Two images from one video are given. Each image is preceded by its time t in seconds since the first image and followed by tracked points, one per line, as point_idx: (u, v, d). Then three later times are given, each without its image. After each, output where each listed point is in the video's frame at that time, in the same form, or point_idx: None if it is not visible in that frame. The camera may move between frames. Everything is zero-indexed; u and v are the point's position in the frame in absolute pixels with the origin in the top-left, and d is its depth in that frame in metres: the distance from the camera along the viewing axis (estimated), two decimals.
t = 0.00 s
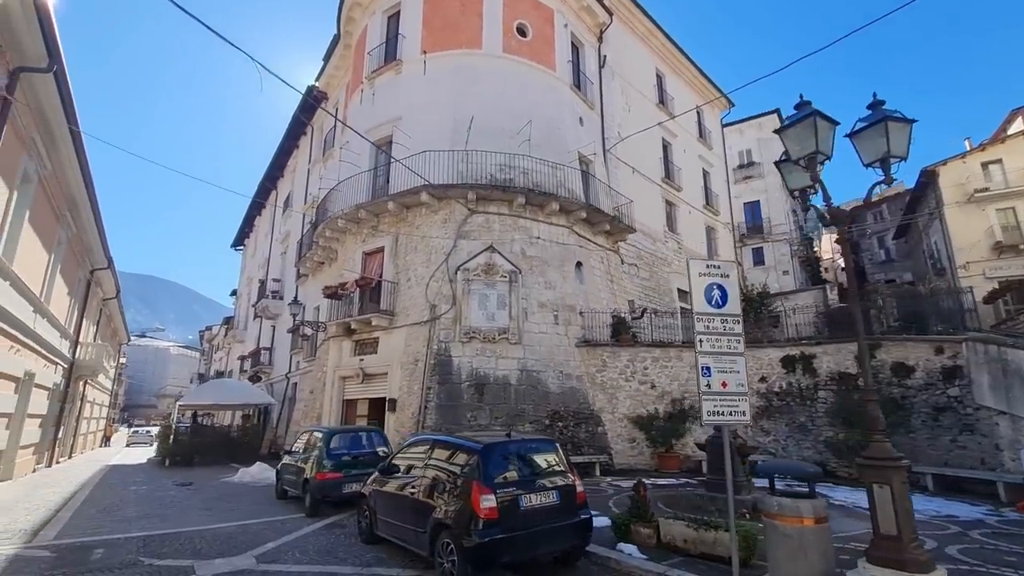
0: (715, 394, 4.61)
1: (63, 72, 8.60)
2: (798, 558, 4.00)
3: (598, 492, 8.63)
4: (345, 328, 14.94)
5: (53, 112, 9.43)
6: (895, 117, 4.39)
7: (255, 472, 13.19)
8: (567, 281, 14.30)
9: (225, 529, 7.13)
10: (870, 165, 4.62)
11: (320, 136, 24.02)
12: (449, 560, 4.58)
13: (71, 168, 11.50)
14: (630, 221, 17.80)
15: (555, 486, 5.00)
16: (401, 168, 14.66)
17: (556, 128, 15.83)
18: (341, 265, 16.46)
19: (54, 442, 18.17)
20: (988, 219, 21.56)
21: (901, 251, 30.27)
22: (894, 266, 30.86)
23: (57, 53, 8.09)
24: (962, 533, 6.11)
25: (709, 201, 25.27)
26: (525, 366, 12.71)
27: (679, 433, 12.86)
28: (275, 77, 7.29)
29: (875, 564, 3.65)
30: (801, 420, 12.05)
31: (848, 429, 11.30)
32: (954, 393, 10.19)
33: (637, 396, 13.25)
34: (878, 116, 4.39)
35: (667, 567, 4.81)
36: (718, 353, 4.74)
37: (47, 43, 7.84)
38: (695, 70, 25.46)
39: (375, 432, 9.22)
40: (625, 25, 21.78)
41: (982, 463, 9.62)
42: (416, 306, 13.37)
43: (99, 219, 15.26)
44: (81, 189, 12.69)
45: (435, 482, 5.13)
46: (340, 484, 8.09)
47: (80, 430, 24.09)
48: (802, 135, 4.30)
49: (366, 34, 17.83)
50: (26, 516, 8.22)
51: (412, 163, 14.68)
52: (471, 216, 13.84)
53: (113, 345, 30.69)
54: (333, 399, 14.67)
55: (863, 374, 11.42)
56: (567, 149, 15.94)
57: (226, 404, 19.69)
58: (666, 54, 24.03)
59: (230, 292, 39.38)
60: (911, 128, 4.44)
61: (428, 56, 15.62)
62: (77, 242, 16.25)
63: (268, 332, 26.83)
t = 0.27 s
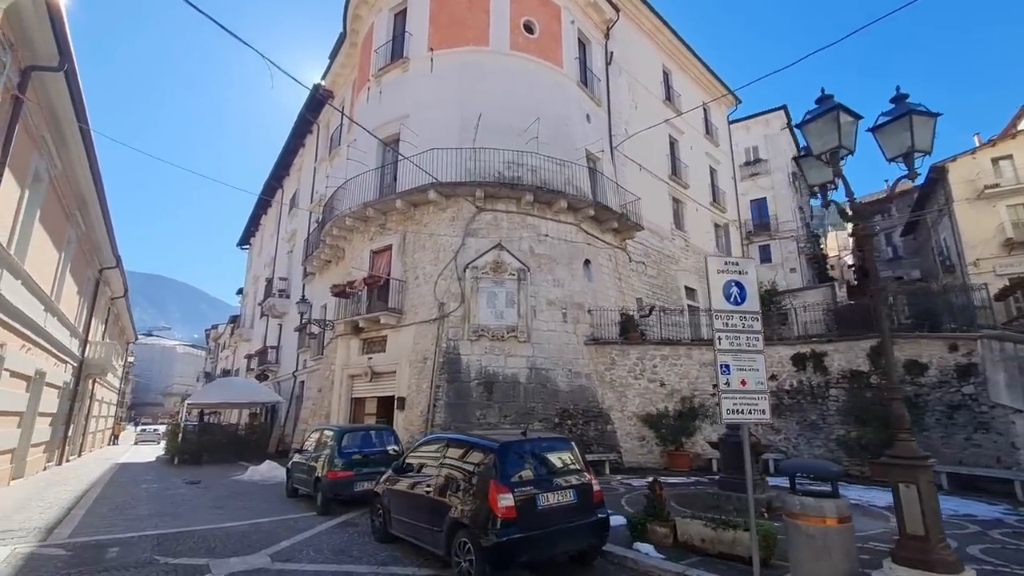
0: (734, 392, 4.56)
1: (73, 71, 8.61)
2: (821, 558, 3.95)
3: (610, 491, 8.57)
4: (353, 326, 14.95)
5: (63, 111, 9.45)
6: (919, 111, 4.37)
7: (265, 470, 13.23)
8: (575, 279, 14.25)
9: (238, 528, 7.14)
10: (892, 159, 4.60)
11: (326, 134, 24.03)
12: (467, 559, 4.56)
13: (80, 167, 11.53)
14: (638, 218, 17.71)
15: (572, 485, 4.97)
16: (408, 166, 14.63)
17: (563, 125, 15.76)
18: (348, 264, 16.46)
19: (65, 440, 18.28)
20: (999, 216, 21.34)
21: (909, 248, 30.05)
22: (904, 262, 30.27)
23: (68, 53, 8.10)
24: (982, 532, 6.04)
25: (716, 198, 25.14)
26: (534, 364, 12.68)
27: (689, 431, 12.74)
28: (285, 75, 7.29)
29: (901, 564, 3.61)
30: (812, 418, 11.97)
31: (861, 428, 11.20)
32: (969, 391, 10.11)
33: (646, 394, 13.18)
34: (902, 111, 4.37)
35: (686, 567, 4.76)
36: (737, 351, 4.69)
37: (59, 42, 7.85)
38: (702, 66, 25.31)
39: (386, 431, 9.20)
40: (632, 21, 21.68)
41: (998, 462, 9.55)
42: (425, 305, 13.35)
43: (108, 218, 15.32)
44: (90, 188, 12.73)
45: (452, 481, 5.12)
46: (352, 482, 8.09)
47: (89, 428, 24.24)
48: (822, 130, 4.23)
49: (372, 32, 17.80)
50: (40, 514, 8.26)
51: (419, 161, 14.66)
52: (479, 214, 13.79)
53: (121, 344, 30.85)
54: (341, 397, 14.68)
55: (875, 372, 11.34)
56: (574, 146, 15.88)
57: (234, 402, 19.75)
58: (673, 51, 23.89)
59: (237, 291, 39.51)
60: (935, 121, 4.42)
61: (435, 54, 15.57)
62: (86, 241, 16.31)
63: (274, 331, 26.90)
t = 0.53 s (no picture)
0: (755, 387, 4.49)
1: (81, 68, 8.58)
2: (847, 557, 3.87)
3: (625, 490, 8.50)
4: (361, 324, 14.92)
5: (71, 109, 9.44)
6: (946, 99, 4.28)
7: (274, 468, 13.23)
8: (583, 275, 14.16)
9: (250, 525, 7.11)
10: (917, 148, 4.52)
11: (331, 132, 24.02)
12: (485, 558, 4.51)
13: (88, 165, 11.54)
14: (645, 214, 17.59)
15: (590, 482, 4.90)
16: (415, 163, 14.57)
17: (570, 121, 15.66)
18: (355, 262, 16.43)
19: (74, 438, 18.36)
20: (1010, 210, 21.08)
21: (917, 244, 29.80)
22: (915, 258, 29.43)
23: (76, 50, 8.08)
24: (1004, 530, 5.94)
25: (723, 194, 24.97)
26: (543, 361, 12.62)
27: (700, 428, 12.58)
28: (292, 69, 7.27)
29: (931, 563, 3.53)
30: (823, 415, 11.85)
31: (874, 424, 11.08)
32: (985, 386, 10.01)
33: (655, 391, 13.08)
34: (928, 99, 4.29)
35: (706, 565, 4.68)
36: (758, 345, 4.61)
37: (66, 39, 7.83)
38: (708, 61, 25.11)
39: (396, 428, 9.15)
40: (637, 16, 21.51)
41: (1015, 458, 9.46)
42: (432, 302, 13.30)
43: (115, 216, 15.35)
44: (98, 187, 12.75)
45: (467, 479, 5.07)
46: (362, 480, 8.04)
47: (98, 426, 24.34)
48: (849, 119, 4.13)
49: (378, 29, 17.73)
50: (52, 512, 8.26)
51: (426, 157, 14.59)
52: (487, 211, 13.73)
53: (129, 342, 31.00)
54: (349, 395, 14.65)
55: (889, 368, 11.24)
56: (581, 142, 15.78)
57: (242, 400, 19.78)
58: (679, 46, 23.72)
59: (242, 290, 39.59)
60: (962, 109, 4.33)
61: (441, 50, 15.49)
62: (94, 239, 16.36)
63: (281, 329, 26.93)
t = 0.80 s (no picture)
0: (782, 382, 4.38)
1: (88, 67, 8.54)
2: (882, 555, 3.77)
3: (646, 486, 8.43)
4: (369, 322, 14.86)
5: (79, 109, 9.41)
6: (981, 81, 4.18)
7: (285, 467, 13.20)
8: (593, 271, 14.04)
9: (265, 526, 7.07)
10: (948, 132, 4.43)
11: (336, 131, 23.97)
12: (507, 558, 4.44)
13: (96, 166, 11.53)
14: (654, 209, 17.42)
15: (611, 480, 4.81)
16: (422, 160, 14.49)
17: (578, 115, 15.51)
18: (363, 260, 16.37)
19: (85, 439, 18.44)
20: None
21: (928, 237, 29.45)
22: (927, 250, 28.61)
23: (83, 49, 8.05)
24: None
25: (731, 188, 24.74)
26: (554, 358, 12.53)
27: (713, 424, 12.45)
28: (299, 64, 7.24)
29: (973, 562, 3.43)
30: (839, 410, 11.70)
31: (891, 419, 10.92)
32: (1007, 379, 9.90)
33: (667, 386, 12.95)
34: (963, 81, 4.19)
35: (731, 564, 4.58)
36: (784, 339, 4.50)
37: (74, 38, 7.80)
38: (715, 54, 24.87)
39: (408, 427, 9.09)
40: (643, 9, 21.31)
41: None
42: (442, 299, 13.23)
43: (123, 217, 15.35)
44: (106, 187, 12.75)
45: (486, 478, 5.00)
46: (376, 479, 7.99)
47: (109, 427, 24.49)
48: (882, 101, 4.02)
49: (382, 26, 17.64)
50: (66, 513, 8.26)
51: (433, 154, 14.50)
52: (495, 207, 13.63)
53: (138, 343, 31.13)
54: (358, 394, 14.60)
55: (906, 362, 11.07)
56: (589, 136, 15.64)
57: (251, 400, 19.79)
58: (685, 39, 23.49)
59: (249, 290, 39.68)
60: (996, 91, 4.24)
61: (446, 46, 15.39)
62: (103, 240, 16.38)
63: (288, 328, 26.96)
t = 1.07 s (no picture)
0: (810, 379, 4.26)
1: (99, 67, 8.52)
2: (918, 558, 3.64)
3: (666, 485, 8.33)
4: (379, 321, 14.81)
5: (89, 108, 9.40)
6: (1020, 66, 4.05)
7: (297, 466, 13.19)
8: (603, 268, 13.92)
9: (279, 526, 7.02)
10: (984, 120, 4.30)
11: (343, 129, 23.95)
12: (528, 560, 4.35)
13: (106, 165, 11.52)
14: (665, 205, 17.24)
15: (633, 479, 4.71)
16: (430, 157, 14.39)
17: (587, 111, 15.36)
18: (372, 259, 16.32)
19: (98, 438, 18.55)
20: None
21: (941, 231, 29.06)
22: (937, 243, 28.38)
23: (94, 48, 8.02)
24: None
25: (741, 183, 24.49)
26: (566, 356, 12.43)
27: (727, 422, 12.30)
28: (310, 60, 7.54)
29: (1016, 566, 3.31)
30: (856, 407, 11.53)
31: (910, 416, 10.74)
32: None
33: (680, 384, 12.80)
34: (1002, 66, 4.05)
35: (758, 566, 4.46)
36: (811, 336, 4.37)
37: (84, 38, 7.77)
38: (724, 47, 24.60)
39: (421, 425, 9.02)
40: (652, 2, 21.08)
41: None
42: (452, 297, 13.15)
43: (133, 217, 15.38)
44: (116, 187, 12.75)
45: (504, 478, 4.90)
46: (389, 479, 7.92)
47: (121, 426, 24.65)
48: (918, 88, 3.88)
49: (389, 22, 17.56)
50: (81, 513, 8.27)
51: (442, 151, 14.40)
52: (505, 204, 13.53)
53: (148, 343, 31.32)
54: (368, 392, 14.56)
55: (925, 358, 10.88)
56: (598, 132, 15.48)
57: (262, 399, 19.84)
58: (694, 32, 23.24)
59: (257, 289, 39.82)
60: None
61: (454, 42, 15.28)
62: (113, 240, 16.43)
63: (297, 327, 27.02)
